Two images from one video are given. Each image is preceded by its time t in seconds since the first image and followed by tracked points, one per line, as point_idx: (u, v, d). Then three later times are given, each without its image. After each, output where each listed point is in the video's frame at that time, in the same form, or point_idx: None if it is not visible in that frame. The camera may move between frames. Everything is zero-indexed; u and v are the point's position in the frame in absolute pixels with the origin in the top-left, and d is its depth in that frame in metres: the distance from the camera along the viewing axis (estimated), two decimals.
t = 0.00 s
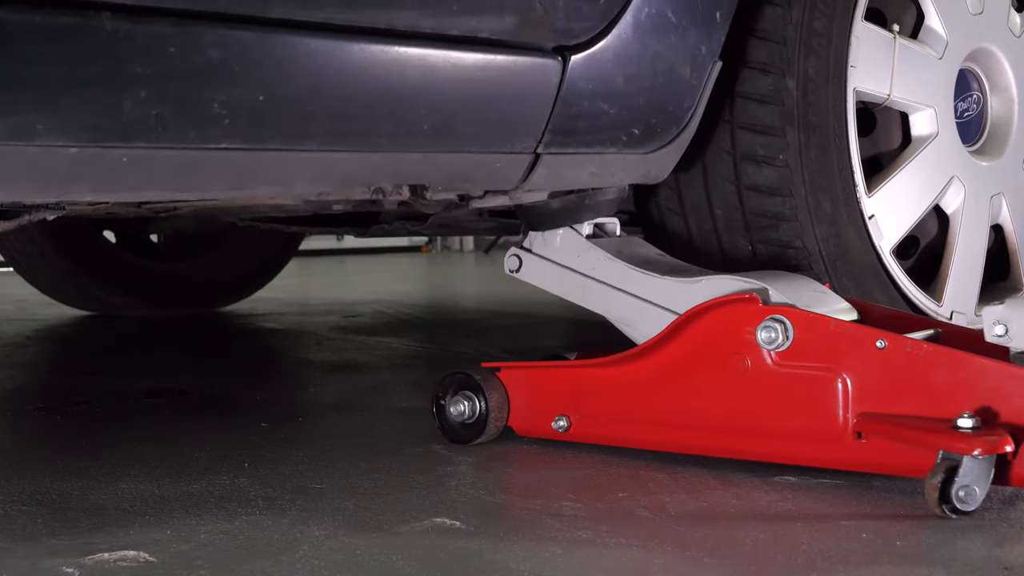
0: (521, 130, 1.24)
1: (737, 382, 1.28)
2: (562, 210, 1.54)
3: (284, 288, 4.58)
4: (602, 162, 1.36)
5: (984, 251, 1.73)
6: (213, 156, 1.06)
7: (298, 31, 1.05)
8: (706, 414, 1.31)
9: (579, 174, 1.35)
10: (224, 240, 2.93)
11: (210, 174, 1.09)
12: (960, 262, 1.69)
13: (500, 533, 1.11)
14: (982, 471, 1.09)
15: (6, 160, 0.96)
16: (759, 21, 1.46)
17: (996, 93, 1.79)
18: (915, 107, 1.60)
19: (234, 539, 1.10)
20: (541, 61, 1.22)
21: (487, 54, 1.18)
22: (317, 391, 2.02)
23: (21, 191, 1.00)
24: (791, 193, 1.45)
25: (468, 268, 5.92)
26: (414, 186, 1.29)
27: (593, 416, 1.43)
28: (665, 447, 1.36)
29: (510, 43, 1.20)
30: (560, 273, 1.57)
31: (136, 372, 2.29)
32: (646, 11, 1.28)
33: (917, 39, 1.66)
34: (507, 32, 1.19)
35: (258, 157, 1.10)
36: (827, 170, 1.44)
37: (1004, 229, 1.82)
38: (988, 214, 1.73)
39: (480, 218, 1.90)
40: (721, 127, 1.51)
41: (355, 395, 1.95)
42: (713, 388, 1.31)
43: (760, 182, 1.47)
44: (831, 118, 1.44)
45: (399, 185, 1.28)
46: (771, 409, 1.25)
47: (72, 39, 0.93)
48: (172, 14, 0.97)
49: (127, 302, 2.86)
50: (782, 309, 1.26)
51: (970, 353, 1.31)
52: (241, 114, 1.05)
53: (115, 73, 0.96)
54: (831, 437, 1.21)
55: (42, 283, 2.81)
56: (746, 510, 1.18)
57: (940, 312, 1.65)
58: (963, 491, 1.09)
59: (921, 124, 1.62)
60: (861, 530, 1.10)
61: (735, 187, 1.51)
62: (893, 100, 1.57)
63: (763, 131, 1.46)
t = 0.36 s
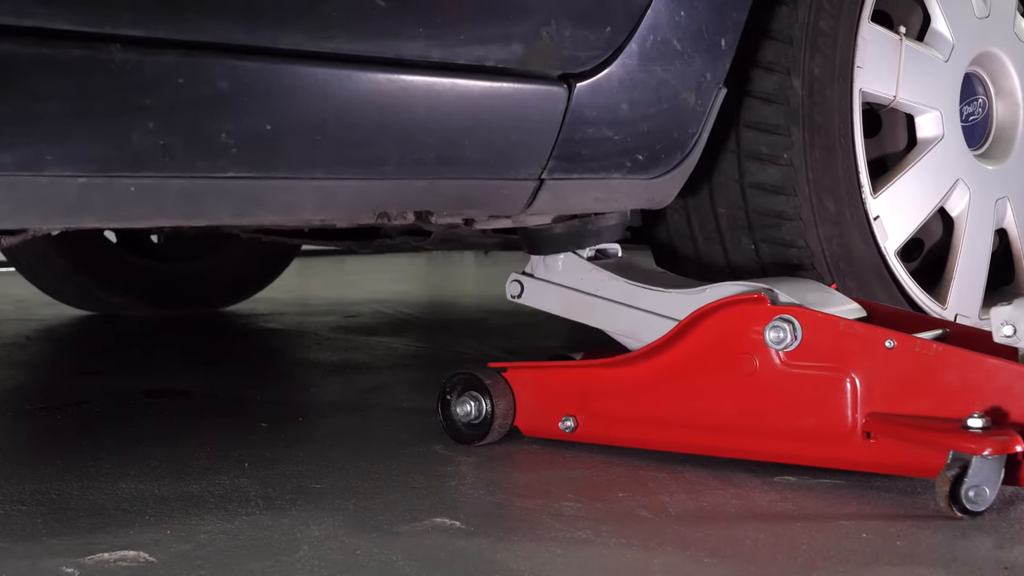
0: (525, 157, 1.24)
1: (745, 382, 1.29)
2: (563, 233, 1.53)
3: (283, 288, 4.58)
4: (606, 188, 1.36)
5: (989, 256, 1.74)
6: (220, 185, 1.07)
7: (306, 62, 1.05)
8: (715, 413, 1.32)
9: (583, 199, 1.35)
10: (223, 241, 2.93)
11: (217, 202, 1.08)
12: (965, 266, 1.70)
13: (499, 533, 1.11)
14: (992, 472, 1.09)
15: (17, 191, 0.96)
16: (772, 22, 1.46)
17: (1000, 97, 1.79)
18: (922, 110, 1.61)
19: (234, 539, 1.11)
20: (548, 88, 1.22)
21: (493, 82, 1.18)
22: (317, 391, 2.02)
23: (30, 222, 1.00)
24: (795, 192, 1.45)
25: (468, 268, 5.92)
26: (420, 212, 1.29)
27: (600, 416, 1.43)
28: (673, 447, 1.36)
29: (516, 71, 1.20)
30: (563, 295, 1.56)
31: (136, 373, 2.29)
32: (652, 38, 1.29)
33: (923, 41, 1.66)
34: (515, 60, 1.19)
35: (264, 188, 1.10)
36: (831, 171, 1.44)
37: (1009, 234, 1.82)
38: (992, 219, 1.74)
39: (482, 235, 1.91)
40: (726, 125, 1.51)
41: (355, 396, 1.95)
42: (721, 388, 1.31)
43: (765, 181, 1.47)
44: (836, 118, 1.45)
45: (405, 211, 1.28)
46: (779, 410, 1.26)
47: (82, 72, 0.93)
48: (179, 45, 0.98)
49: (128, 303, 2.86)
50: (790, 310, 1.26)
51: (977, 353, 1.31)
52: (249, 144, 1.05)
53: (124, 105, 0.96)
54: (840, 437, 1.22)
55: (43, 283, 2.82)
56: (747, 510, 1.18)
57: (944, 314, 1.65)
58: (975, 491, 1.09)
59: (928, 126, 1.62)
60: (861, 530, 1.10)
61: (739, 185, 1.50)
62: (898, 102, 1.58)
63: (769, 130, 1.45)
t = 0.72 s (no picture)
0: (526, 164, 1.24)
1: (745, 382, 1.29)
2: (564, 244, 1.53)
3: (283, 287, 4.58)
4: (608, 193, 1.35)
5: (990, 257, 1.73)
6: (222, 191, 1.06)
7: (309, 70, 1.06)
8: (715, 413, 1.31)
9: (585, 205, 1.34)
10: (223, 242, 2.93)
11: (219, 208, 1.08)
12: (966, 266, 1.69)
13: (499, 533, 1.11)
14: (990, 470, 1.09)
15: (19, 199, 0.96)
16: (775, 22, 1.45)
17: (1002, 97, 1.79)
18: (923, 110, 1.60)
19: (234, 539, 1.10)
20: (550, 95, 1.22)
21: (494, 88, 1.18)
22: (317, 391, 2.02)
23: (32, 228, 1.00)
24: (797, 191, 1.45)
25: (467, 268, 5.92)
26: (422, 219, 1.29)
27: (600, 416, 1.42)
28: (673, 447, 1.36)
29: (517, 77, 1.20)
30: (563, 304, 1.56)
31: (136, 372, 2.29)
32: (653, 44, 1.29)
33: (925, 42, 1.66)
34: (517, 67, 1.19)
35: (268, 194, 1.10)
36: (831, 171, 1.44)
37: (1010, 234, 1.82)
38: (993, 219, 1.74)
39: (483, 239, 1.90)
40: (727, 125, 1.50)
41: (355, 396, 1.95)
42: (722, 388, 1.31)
43: (766, 180, 1.47)
44: (837, 118, 1.45)
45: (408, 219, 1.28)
46: (780, 410, 1.26)
47: (85, 80, 0.93)
48: (181, 53, 0.98)
49: (128, 302, 2.86)
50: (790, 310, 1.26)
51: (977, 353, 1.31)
52: (251, 150, 1.05)
53: (125, 112, 0.96)
54: (840, 437, 1.21)
55: (44, 283, 2.82)
56: (747, 510, 1.18)
57: (946, 314, 1.65)
58: (970, 491, 1.09)
59: (929, 126, 1.62)
60: (861, 530, 1.10)
61: (740, 185, 1.50)
62: (899, 102, 1.57)
63: (771, 129, 1.45)
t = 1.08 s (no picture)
0: (525, 165, 1.24)
1: (745, 382, 1.29)
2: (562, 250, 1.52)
3: (283, 287, 4.58)
4: (608, 194, 1.35)
5: (990, 257, 1.73)
6: (223, 193, 1.07)
7: (308, 71, 1.06)
8: (715, 414, 1.32)
9: (585, 206, 1.35)
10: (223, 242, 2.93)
11: (219, 210, 1.08)
12: (966, 266, 1.70)
13: (499, 533, 1.12)
14: (990, 470, 1.09)
15: (20, 200, 0.96)
16: (775, 22, 1.46)
17: (1002, 98, 1.79)
18: (923, 110, 1.61)
19: (235, 539, 1.11)
20: (550, 97, 1.23)
21: (494, 90, 1.18)
22: (317, 391, 2.02)
23: (33, 229, 1.00)
24: (797, 192, 1.45)
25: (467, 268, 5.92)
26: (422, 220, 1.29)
27: (600, 416, 1.42)
28: (673, 447, 1.36)
29: (517, 79, 1.20)
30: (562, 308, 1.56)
31: (136, 372, 2.29)
32: (653, 46, 1.29)
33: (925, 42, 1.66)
34: (517, 68, 1.19)
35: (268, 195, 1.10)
36: (831, 171, 1.44)
37: (1010, 235, 1.82)
38: (993, 220, 1.74)
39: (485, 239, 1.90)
40: (727, 125, 1.51)
41: (355, 396, 1.95)
42: (722, 388, 1.31)
43: (766, 180, 1.47)
44: (837, 119, 1.45)
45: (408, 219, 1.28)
46: (780, 410, 1.26)
47: (86, 81, 0.93)
48: (182, 55, 0.98)
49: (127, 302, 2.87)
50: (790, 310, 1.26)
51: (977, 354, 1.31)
52: (252, 152, 1.05)
53: (127, 113, 0.97)
54: (840, 437, 1.22)
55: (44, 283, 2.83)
56: (747, 510, 1.18)
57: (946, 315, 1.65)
58: (970, 491, 1.09)
59: (930, 126, 1.62)
60: (861, 530, 1.10)
61: (740, 185, 1.50)
62: (899, 102, 1.58)
63: (771, 129, 1.45)
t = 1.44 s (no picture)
0: (525, 166, 1.24)
1: (745, 382, 1.29)
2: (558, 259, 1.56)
3: (283, 288, 4.58)
4: (607, 195, 1.35)
5: (990, 257, 1.73)
6: (223, 193, 1.07)
7: (308, 71, 1.06)
8: (714, 414, 1.32)
9: (585, 207, 1.35)
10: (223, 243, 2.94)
11: (219, 210, 1.08)
12: (966, 266, 1.70)
13: (499, 533, 1.12)
14: (990, 470, 1.09)
15: (20, 201, 0.96)
16: (776, 22, 1.46)
17: (1001, 98, 1.79)
18: (923, 110, 1.61)
19: (235, 539, 1.11)
20: (550, 97, 1.22)
21: (494, 91, 1.18)
22: (317, 391, 2.02)
23: (33, 229, 1.00)
24: (797, 192, 1.45)
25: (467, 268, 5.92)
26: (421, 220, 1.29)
27: (600, 416, 1.42)
28: (672, 447, 1.36)
29: (517, 79, 1.20)
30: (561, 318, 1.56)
31: (136, 373, 2.29)
32: (653, 46, 1.29)
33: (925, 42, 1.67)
34: (517, 69, 1.19)
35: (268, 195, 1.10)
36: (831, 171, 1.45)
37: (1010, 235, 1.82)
38: (993, 220, 1.74)
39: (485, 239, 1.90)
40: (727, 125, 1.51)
41: (355, 396, 1.95)
42: (721, 388, 1.31)
43: (766, 179, 1.47)
44: (837, 119, 1.46)
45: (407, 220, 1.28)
46: (779, 410, 1.26)
47: (85, 82, 0.93)
48: (182, 56, 0.98)
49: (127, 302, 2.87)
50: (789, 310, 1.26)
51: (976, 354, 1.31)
52: (252, 152, 1.05)
53: (126, 113, 0.97)
54: (840, 437, 1.22)
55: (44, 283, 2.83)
56: (747, 510, 1.18)
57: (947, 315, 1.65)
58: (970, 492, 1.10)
59: (930, 126, 1.62)
60: (861, 530, 1.10)
61: (740, 184, 1.50)
62: (899, 102, 1.58)
63: (771, 129, 1.45)
